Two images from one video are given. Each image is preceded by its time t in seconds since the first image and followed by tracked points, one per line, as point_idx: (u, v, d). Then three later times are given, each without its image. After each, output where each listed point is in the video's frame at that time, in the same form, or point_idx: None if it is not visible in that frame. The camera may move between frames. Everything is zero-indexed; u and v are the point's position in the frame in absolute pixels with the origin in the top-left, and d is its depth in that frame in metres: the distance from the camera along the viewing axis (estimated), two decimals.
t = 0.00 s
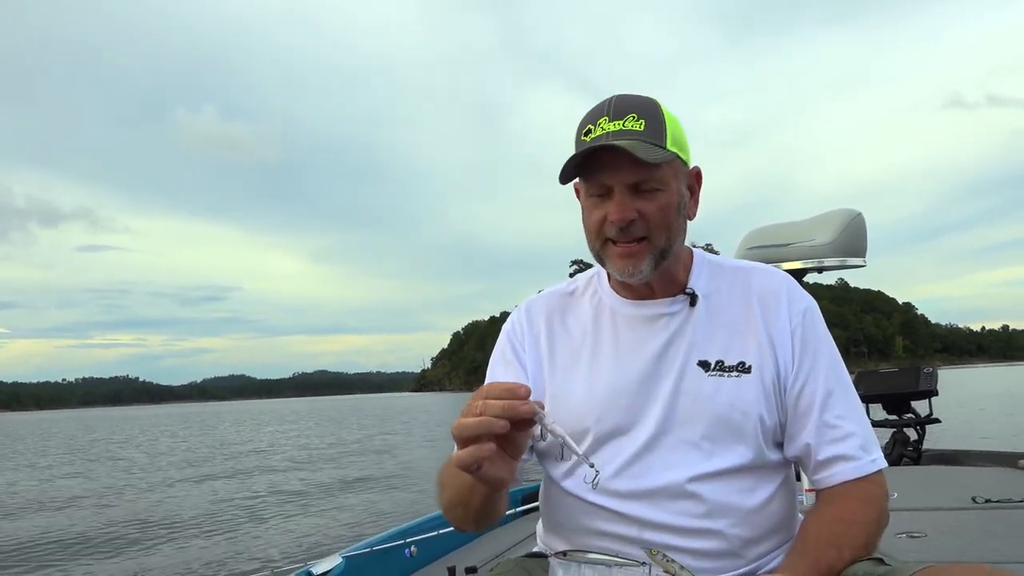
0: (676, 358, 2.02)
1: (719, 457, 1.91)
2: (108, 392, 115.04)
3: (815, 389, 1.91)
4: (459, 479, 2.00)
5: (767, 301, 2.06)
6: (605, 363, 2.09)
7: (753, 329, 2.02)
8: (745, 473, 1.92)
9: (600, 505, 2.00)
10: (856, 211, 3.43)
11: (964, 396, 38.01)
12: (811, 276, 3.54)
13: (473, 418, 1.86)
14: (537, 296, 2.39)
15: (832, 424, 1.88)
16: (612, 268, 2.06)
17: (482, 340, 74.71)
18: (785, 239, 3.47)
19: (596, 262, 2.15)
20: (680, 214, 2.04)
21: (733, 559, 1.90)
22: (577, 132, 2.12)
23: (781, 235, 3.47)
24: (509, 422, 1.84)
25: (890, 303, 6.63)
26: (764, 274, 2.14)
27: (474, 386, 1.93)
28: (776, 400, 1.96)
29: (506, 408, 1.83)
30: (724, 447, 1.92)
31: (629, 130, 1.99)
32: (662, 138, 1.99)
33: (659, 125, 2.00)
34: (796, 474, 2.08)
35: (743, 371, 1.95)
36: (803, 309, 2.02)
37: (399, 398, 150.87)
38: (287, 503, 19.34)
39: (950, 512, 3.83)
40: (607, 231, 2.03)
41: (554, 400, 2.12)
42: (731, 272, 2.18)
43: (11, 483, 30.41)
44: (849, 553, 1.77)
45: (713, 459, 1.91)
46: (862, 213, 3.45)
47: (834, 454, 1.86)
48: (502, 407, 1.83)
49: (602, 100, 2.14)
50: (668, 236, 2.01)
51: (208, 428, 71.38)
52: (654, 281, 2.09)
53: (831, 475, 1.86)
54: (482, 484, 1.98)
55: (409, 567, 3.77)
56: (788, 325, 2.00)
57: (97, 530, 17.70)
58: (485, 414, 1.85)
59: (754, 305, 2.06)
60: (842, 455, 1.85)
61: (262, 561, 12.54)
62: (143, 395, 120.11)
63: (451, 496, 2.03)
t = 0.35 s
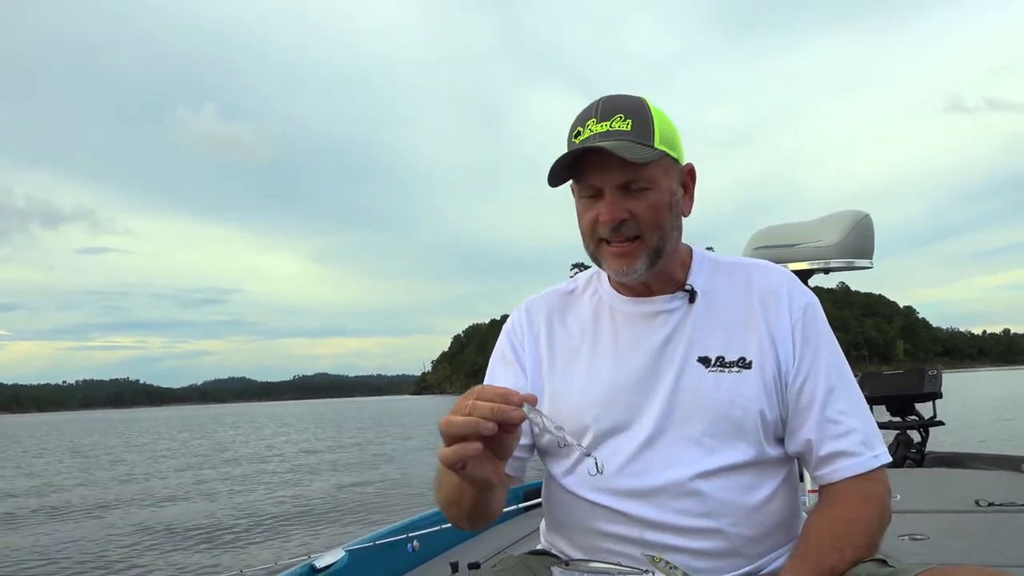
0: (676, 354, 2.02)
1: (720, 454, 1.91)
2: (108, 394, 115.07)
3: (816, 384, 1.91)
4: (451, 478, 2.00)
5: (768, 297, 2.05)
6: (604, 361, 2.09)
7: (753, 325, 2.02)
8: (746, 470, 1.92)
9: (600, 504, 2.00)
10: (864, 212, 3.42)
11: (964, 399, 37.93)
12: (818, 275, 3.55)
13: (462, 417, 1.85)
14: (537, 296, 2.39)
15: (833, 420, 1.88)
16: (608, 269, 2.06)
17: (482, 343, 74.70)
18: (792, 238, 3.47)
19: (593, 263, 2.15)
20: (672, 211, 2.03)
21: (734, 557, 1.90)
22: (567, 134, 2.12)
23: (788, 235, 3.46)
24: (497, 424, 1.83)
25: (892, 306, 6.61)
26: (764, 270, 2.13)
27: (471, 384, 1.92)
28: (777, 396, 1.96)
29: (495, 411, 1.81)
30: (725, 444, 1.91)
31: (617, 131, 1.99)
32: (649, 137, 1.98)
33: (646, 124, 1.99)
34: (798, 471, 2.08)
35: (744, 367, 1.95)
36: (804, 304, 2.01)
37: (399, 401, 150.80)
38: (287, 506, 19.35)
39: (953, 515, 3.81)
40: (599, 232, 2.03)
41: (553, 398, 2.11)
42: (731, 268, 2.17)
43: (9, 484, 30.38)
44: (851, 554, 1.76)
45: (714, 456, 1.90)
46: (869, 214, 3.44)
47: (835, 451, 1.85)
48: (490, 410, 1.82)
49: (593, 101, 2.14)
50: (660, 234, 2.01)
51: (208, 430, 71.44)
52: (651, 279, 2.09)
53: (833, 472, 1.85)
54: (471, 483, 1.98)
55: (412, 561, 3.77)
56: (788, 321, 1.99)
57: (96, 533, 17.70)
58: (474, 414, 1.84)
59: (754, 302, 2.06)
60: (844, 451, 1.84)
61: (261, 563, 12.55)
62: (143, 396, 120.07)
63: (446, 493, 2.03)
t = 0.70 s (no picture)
0: (678, 359, 2.02)
1: (722, 461, 1.91)
2: (106, 397, 114.97)
3: (818, 391, 1.91)
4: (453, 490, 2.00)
5: (770, 303, 2.06)
6: (605, 365, 2.09)
7: (756, 330, 2.02)
8: (746, 478, 1.92)
9: (601, 510, 1.99)
10: (857, 216, 3.43)
11: (961, 400, 37.99)
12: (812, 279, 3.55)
13: (466, 429, 1.86)
14: (537, 298, 2.39)
15: (835, 428, 1.88)
16: (614, 271, 2.06)
17: (480, 346, 74.69)
18: (786, 242, 3.48)
19: (597, 265, 2.15)
20: (679, 214, 2.04)
21: (734, 565, 1.90)
22: (574, 135, 2.12)
23: (782, 239, 3.47)
24: (503, 435, 1.84)
25: (889, 308, 6.60)
26: (767, 275, 2.13)
27: (468, 394, 1.93)
28: (779, 403, 1.96)
29: (498, 421, 1.82)
30: (727, 451, 1.91)
31: (625, 133, 1.99)
32: (658, 139, 1.99)
33: (654, 126, 2.00)
34: (797, 478, 2.08)
35: (746, 374, 1.95)
36: (806, 311, 2.02)
37: (398, 403, 150.78)
38: (284, 509, 19.35)
39: (949, 517, 3.81)
40: (607, 234, 2.03)
41: (555, 401, 2.12)
42: (734, 273, 2.17)
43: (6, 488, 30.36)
44: (850, 558, 1.76)
45: (715, 462, 1.90)
46: (862, 217, 3.45)
47: (836, 459, 1.85)
48: (493, 419, 1.83)
49: (598, 103, 2.14)
50: (668, 237, 2.01)
51: (206, 433, 71.45)
52: (655, 283, 2.09)
53: (834, 480, 1.85)
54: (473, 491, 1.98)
55: (409, 569, 3.76)
56: (791, 327, 2.00)
57: (93, 536, 17.71)
58: (477, 424, 1.85)
59: (757, 307, 2.06)
60: (845, 460, 1.85)
61: (258, 566, 12.55)
62: (141, 399, 119.95)
63: (445, 501, 2.03)
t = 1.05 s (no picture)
0: (679, 358, 2.03)
1: (723, 459, 1.91)
2: (104, 393, 114.91)
3: (820, 391, 1.91)
4: (458, 491, 2.00)
5: (773, 302, 2.06)
6: (608, 363, 2.09)
7: (758, 330, 2.02)
8: (747, 476, 1.92)
9: (601, 507, 2.00)
10: (853, 213, 3.43)
11: (959, 396, 37.98)
12: (809, 276, 3.56)
13: (475, 431, 1.86)
14: (538, 294, 2.39)
15: (836, 428, 1.88)
16: (621, 267, 2.06)
17: (477, 342, 74.63)
18: (783, 240, 3.48)
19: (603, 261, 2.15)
20: (688, 213, 2.05)
21: (733, 563, 1.90)
22: (585, 130, 2.11)
23: (779, 237, 3.48)
24: (512, 437, 1.85)
25: (887, 304, 6.60)
26: (769, 274, 2.14)
27: (475, 396, 1.93)
28: (781, 403, 1.96)
29: (506, 423, 1.82)
30: (728, 450, 1.91)
31: (640, 131, 1.99)
32: (671, 138, 1.99)
33: (668, 125, 2.00)
34: (797, 477, 2.08)
35: (748, 373, 1.95)
36: (808, 311, 2.02)
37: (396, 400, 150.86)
38: (282, 504, 19.37)
39: (948, 513, 3.82)
40: (616, 231, 2.03)
41: (557, 398, 2.12)
42: (735, 273, 2.18)
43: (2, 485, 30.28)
44: (849, 555, 1.77)
45: (716, 461, 1.91)
46: (859, 214, 3.45)
47: (837, 458, 1.86)
48: (502, 423, 1.83)
49: (610, 99, 2.14)
50: (678, 235, 2.01)
51: (204, 429, 71.44)
52: (661, 280, 2.09)
53: (834, 479, 1.85)
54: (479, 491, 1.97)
55: (408, 571, 3.76)
56: (793, 327, 2.00)
57: (92, 532, 17.74)
58: (486, 428, 1.84)
59: (759, 306, 2.06)
60: (845, 459, 1.85)
61: (256, 562, 12.53)
62: (138, 395, 119.85)
63: (449, 499, 2.03)
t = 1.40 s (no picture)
0: (678, 354, 2.03)
1: (723, 454, 1.91)
2: (103, 390, 114.96)
3: (819, 385, 1.91)
4: (456, 493, 2.00)
5: (771, 298, 2.06)
6: (606, 361, 2.09)
7: (757, 326, 2.02)
8: (749, 471, 1.92)
9: (604, 504, 2.00)
10: (861, 212, 3.43)
11: (959, 395, 37.93)
12: (815, 274, 3.55)
13: (466, 432, 1.86)
14: (537, 294, 2.39)
15: (836, 421, 1.88)
16: (613, 265, 2.06)
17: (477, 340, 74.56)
18: (789, 237, 3.48)
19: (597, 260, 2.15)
20: (679, 209, 2.05)
21: (736, 559, 1.90)
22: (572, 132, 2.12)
23: (786, 234, 3.46)
24: (504, 432, 1.85)
25: (889, 303, 6.59)
26: (767, 270, 2.14)
27: (459, 399, 1.92)
28: (782, 398, 1.96)
29: (496, 421, 1.83)
30: (728, 444, 1.91)
31: (626, 129, 1.99)
32: (657, 135, 1.99)
33: (654, 123, 2.00)
34: (799, 473, 2.08)
35: (747, 368, 1.95)
36: (806, 305, 2.02)
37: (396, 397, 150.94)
38: (283, 502, 19.42)
39: (952, 513, 3.82)
40: (606, 229, 2.03)
41: (556, 396, 2.12)
42: (735, 268, 2.18)
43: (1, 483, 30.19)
44: (853, 553, 1.77)
45: (717, 456, 1.91)
46: (866, 213, 3.45)
47: (838, 452, 1.86)
48: (492, 420, 1.84)
49: (597, 100, 2.14)
50: (668, 231, 2.01)
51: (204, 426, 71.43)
52: (655, 277, 2.09)
53: (836, 473, 1.86)
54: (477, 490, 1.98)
55: (411, 562, 3.76)
56: (791, 322, 2.00)
57: (94, 530, 17.76)
58: (477, 428, 1.85)
59: (758, 302, 2.06)
60: (846, 453, 1.85)
61: (256, 561, 12.49)
62: (137, 393, 119.72)
63: (448, 501, 2.03)
